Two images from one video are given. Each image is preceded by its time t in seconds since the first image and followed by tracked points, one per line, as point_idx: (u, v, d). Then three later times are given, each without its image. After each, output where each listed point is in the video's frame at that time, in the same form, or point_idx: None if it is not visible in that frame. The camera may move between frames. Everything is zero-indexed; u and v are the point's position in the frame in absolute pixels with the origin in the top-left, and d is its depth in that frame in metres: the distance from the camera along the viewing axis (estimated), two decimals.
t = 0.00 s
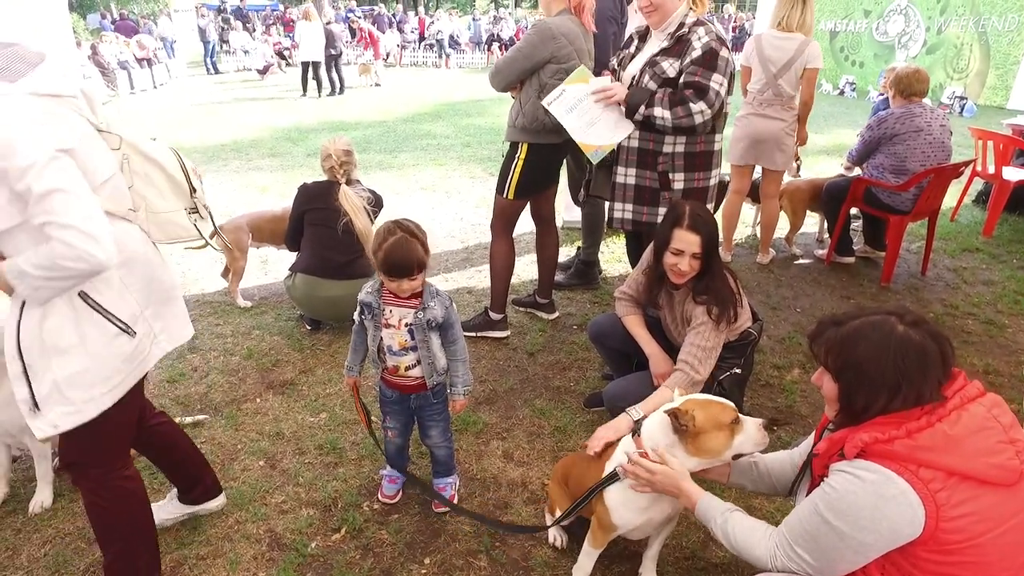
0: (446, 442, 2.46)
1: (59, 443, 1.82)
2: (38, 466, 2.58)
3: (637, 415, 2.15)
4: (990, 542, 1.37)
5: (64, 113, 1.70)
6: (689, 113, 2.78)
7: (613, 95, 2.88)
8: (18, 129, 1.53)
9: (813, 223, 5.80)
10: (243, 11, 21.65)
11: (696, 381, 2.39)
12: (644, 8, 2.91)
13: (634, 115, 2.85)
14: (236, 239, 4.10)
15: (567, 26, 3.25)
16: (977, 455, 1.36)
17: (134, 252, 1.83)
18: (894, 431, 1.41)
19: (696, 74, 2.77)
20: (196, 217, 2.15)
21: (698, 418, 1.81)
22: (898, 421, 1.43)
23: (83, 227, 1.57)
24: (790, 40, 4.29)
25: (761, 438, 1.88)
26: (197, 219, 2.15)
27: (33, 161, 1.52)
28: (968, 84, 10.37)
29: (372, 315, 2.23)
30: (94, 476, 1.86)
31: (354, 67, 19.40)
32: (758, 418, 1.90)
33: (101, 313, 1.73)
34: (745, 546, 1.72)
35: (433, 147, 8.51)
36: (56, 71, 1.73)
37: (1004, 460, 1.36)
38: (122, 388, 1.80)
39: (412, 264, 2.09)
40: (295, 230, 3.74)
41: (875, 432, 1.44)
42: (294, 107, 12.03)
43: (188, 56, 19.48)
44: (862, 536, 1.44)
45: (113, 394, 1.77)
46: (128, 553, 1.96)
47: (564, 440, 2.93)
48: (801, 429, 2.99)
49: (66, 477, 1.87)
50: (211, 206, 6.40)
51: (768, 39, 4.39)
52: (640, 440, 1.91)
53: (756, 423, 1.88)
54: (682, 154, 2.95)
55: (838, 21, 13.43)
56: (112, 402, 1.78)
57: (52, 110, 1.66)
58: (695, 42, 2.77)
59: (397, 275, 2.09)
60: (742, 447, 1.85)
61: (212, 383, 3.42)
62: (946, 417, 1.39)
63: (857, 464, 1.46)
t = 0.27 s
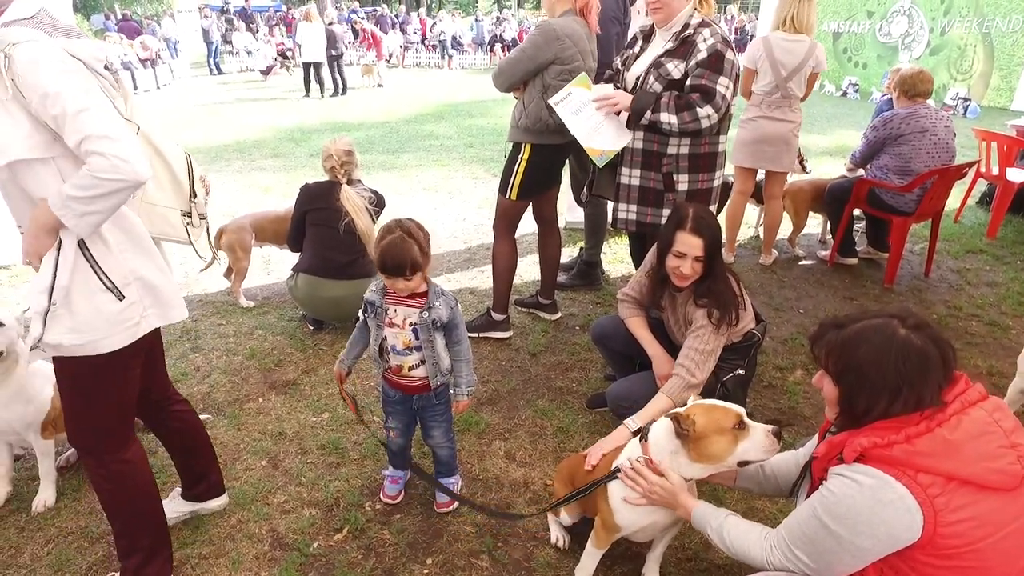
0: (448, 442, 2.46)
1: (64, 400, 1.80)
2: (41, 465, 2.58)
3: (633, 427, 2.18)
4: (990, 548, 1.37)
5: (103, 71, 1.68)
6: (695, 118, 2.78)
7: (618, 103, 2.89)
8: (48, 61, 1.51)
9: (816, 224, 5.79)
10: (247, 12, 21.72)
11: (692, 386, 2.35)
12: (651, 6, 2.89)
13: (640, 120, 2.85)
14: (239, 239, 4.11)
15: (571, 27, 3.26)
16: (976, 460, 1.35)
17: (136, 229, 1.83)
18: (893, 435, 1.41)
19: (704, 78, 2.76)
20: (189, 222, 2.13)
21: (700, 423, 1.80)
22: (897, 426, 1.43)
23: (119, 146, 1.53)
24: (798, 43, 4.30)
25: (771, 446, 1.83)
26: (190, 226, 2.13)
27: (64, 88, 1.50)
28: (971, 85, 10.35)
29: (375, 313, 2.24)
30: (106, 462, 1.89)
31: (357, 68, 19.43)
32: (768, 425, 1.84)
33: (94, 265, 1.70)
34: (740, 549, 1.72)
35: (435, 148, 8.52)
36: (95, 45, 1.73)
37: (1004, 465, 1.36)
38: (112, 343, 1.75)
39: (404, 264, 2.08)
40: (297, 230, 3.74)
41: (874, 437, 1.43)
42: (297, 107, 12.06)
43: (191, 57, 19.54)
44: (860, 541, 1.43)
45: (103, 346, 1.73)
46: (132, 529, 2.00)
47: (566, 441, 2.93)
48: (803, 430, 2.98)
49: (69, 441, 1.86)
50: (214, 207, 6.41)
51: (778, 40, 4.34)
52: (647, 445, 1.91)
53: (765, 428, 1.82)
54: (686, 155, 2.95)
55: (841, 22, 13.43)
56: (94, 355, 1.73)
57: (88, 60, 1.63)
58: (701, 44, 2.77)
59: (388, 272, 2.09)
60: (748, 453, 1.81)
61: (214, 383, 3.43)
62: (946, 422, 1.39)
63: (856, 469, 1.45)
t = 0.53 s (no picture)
0: (445, 444, 2.46)
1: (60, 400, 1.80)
2: (44, 465, 2.58)
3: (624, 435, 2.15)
4: (999, 554, 1.37)
5: (102, 69, 1.66)
6: (705, 124, 2.80)
7: (629, 107, 2.84)
8: (34, 56, 1.48)
9: (818, 225, 5.78)
10: (249, 13, 21.77)
11: (686, 395, 2.37)
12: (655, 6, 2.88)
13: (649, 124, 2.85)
14: (241, 240, 4.11)
15: (575, 29, 3.27)
16: (985, 467, 1.35)
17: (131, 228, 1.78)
18: (901, 441, 1.40)
19: (712, 82, 2.78)
20: (184, 227, 2.01)
21: (704, 421, 1.79)
22: (905, 431, 1.42)
23: (80, 138, 1.47)
24: (801, 43, 4.31)
25: (778, 438, 1.81)
26: (185, 231, 2.01)
27: (36, 78, 1.46)
28: (974, 86, 10.34)
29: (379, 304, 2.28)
30: (111, 465, 1.91)
31: (360, 69, 19.46)
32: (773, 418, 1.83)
33: (96, 260, 1.69)
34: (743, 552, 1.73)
35: (437, 148, 8.53)
36: (98, 44, 1.70)
37: (1013, 471, 1.35)
38: (127, 336, 1.76)
39: (389, 264, 2.07)
40: (299, 231, 3.74)
41: (882, 442, 1.43)
42: (300, 108, 12.08)
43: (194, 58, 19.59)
44: (866, 546, 1.43)
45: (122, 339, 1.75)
46: (139, 523, 2.03)
47: (568, 442, 2.93)
48: (806, 432, 2.98)
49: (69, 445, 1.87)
50: (216, 207, 6.42)
51: (782, 40, 4.32)
52: (653, 446, 1.91)
53: (770, 422, 1.82)
54: (690, 158, 2.96)
55: (843, 23, 13.41)
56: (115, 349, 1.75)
57: (81, 54, 1.59)
58: (707, 46, 2.78)
59: (373, 269, 2.09)
60: (755, 448, 1.79)
61: (217, 383, 3.43)
62: (955, 428, 1.38)
63: (862, 474, 1.45)
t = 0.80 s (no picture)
0: (445, 447, 2.45)
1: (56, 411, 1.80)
2: (47, 465, 2.59)
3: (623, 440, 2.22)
4: (1007, 559, 1.36)
5: (74, 72, 1.67)
6: (717, 129, 2.79)
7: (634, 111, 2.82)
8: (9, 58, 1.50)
9: (821, 227, 5.77)
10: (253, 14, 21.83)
11: (684, 400, 2.37)
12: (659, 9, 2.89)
13: (660, 129, 2.83)
14: (245, 241, 4.12)
15: (581, 29, 3.27)
16: (994, 471, 1.35)
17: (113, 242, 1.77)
18: (909, 444, 1.40)
19: (723, 88, 2.77)
20: (166, 238, 1.94)
21: (707, 424, 1.79)
22: (912, 434, 1.42)
23: (16, 146, 1.45)
24: (802, 45, 4.32)
25: (783, 437, 1.81)
26: (167, 244, 1.94)
27: None
28: (978, 88, 10.32)
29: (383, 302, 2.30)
30: (115, 475, 1.93)
31: (363, 70, 19.48)
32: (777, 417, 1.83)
33: (79, 269, 1.68)
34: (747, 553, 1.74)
35: (440, 149, 8.54)
36: (75, 43, 1.69)
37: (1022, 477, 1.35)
38: (109, 346, 1.76)
39: (392, 267, 2.08)
40: (302, 232, 3.75)
41: (889, 445, 1.43)
42: (303, 109, 12.10)
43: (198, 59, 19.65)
44: (873, 549, 1.43)
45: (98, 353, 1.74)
46: (144, 526, 2.04)
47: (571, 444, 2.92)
48: (809, 434, 2.98)
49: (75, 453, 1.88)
50: (220, 208, 6.44)
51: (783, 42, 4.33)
52: (656, 448, 1.91)
53: (774, 421, 1.81)
54: (695, 160, 2.95)
55: (847, 25, 13.39)
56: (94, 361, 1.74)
57: (56, 56, 1.62)
58: (713, 50, 2.76)
59: (378, 269, 2.11)
60: (761, 448, 1.79)
61: (220, 383, 3.44)
62: (964, 432, 1.38)
63: (870, 477, 1.45)
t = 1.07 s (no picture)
0: (448, 449, 2.45)
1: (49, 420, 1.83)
2: (49, 464, 2.59)
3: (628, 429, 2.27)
4: (1010, 562, 1.35)
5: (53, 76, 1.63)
6: (721, 130, 2.79)
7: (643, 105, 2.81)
8: None
9: (824, 228, 5.77)
10: (256, 15, 21.87)
11: (695, 400, 2.39)
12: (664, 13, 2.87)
13: (664, 127, 2.82)
14: (249, 241, 4.12)
15: (584, 30, 3.27)
16: (996, 474, 1.34)
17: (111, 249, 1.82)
18: (911, 446, 1.40)
19: (728, 90, 2.77)
20: (142, 253, 1.88)
21: (713, 424, 1.78)
22: (914, 436, 1.42)
23: None
24: (804, 47, 4.30)
25: (786, 443, 1.80)
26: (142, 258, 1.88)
27: None
28: (982, 89, 10.31)
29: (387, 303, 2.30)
30: (118, 485, 1.94)
31: (366, 71, 19.50)
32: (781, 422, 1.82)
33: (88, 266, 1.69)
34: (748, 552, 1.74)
35: (442, 150, 8.55)
36: (61, 47, 1.63)
37: None
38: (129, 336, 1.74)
39: (404, 267, 2.07)
40: (304, 234, 3.75)
41: (891, 446, 1.43)
42: (305, 110, 12.12)
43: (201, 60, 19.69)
44: (873, 551, 1.43)
45: (126, 352, 1.71)
46: (146, 531, 2.05)
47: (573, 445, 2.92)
48: (812, 436, 2.97)
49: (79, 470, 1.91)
50: (223, 208, 6.45)
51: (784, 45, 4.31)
52: (660, 446, 1.89)
53: (779, 426, 1.80)
54: (698, 162, 2.96)
55: (850, 26, 13.37)
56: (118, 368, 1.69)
57: (24, 56, 1.57)
58: (718, 51, 2.77)
59: (390, 268, 2.09)
60: (765, 451, 1.79)
61: (222, 384, 3.44)
62: (966, 434, 1.38)
63: (872, 478, 1.46)
